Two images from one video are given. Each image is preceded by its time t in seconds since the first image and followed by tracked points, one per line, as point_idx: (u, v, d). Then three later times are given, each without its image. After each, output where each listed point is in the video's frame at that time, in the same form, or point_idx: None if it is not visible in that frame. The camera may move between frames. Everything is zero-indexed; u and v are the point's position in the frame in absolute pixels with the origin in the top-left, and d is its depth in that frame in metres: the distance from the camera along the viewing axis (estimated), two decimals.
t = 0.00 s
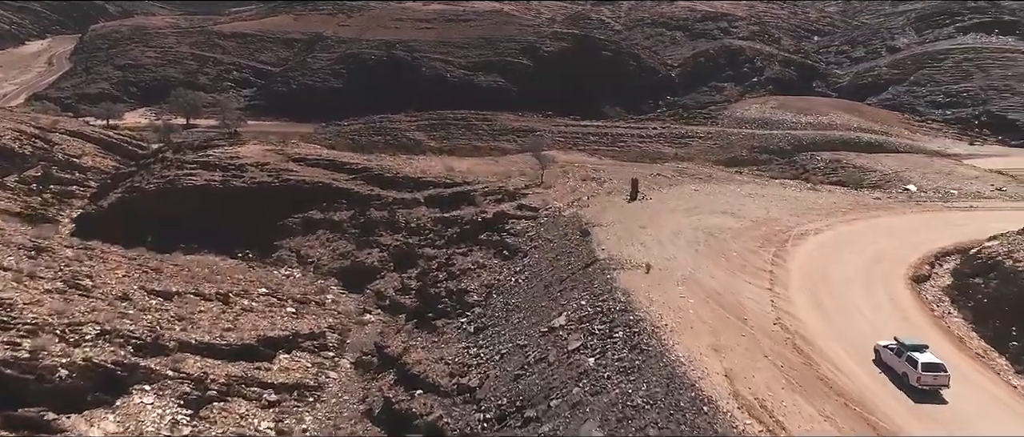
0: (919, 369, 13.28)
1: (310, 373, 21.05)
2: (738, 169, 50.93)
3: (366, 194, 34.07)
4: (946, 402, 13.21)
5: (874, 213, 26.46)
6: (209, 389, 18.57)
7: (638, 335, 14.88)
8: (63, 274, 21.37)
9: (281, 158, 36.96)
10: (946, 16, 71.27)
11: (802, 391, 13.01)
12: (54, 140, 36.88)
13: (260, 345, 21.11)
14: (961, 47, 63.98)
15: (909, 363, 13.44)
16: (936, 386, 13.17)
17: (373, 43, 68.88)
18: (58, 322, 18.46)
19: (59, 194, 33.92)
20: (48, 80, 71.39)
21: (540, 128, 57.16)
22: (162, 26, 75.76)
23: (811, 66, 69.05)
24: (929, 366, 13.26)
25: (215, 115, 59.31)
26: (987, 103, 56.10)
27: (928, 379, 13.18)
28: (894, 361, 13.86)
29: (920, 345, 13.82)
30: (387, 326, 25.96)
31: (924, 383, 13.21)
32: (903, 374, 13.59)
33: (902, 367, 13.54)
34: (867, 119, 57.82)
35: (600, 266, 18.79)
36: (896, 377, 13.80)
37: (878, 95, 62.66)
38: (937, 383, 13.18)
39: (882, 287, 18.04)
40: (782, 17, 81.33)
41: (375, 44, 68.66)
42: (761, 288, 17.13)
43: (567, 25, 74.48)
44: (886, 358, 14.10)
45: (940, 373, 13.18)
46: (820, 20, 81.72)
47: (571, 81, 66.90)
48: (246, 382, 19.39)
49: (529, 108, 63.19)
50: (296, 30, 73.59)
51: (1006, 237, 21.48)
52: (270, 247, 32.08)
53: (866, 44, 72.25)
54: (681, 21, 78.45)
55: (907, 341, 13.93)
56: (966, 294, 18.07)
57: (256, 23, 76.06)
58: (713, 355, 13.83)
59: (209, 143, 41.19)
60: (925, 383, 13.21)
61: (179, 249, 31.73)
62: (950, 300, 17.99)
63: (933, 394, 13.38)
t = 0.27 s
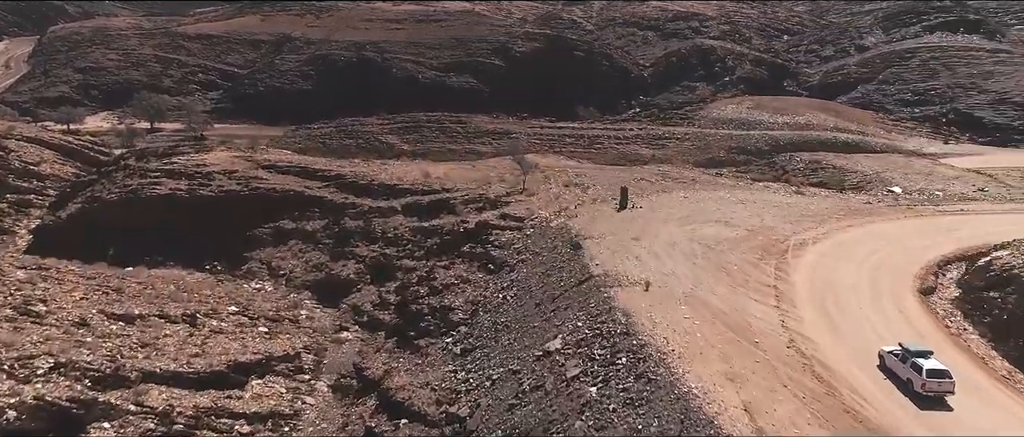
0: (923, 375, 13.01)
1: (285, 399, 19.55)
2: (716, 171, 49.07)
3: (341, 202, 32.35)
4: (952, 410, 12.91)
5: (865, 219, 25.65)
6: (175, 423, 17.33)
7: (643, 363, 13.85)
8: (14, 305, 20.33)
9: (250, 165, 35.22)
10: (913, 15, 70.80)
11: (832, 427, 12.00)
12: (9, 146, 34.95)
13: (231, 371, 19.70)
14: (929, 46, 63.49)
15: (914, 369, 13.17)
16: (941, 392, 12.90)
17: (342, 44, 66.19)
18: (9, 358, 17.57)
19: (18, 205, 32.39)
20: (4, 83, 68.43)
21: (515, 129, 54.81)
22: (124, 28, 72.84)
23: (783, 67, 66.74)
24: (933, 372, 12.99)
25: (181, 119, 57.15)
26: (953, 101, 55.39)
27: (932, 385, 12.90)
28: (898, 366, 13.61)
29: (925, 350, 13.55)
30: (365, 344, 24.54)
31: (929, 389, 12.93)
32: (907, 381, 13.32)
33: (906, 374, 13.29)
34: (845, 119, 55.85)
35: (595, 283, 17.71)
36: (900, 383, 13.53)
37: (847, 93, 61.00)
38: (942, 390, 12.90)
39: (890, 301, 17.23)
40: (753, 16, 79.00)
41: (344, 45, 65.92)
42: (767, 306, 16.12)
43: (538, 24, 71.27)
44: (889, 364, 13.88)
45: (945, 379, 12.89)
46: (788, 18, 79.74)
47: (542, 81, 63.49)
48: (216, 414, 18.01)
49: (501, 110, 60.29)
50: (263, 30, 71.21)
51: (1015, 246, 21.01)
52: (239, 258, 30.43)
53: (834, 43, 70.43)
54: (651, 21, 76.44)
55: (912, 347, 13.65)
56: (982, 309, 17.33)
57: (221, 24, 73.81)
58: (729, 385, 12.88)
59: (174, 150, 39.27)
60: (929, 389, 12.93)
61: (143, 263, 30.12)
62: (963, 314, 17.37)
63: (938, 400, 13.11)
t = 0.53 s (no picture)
0: (915, 377, 12.84)
1: (247, 430, 18.08)
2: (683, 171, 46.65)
3: (302, 210, 30.48)
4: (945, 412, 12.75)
5: (849, 223, 24.97)
6: None
7: (643, 392, 12.83)
8: None
9: (204, 173, 33.14)
10: (866, 13, 68.16)
11: None
12: None
13: (188, 404, 18.36)
14: (884, 43, 61.44)
15: (906, 371, 13.01)
16: (934, 394, 12.73)
17: (300, 44, 62.34)
18: None
19: None
20: None
21: (479, 131, 52.02)
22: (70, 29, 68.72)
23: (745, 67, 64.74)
24: (925, 373, 12.82)
25: (132, 123, 54.32)
26: (907, 97, 54.00)
27: (925, 387, 12.73)
28: (890, 368, 13.43)
29: (918, 352, 13.37)
30: (332, 366, 23.06)
31: (921, 391, 12.77)
32: (899, 382, 13.17)
33: (899, 375, 13.11)
34: (812, 118, 53.74)
35: (582, 302, 16.61)
36: (893, 386, 13.34)
37: (805, 90, 58.96)
38: (935, 391, 12.73)
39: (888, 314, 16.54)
40: (711, 14, 74.96)
41: (302, 45, 62.06)
42: (765, 322, 15.24)
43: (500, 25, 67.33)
44: (881, 365, 13.72)
45: (937, 381, 12.72)
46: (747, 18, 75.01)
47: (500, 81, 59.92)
48: None
49: (463, 111, 56.82)
50: (218, 31, 67.17)
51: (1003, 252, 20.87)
52: (194, 274, 28.64)
53: (791, 41, 68.01)
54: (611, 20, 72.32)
55: (903, 349, 13.50)
56: (986, 321, 17.04)
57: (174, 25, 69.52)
58: (740, 417, 11.96)
59: (124, 157, 36.93)
60: (921, 391, 12.78)
61: (91, 280, 28.33)
62: (965, 326, 16.94)
63: (929, 402, 12.98)
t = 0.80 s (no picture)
0: (908, 376, 12.62)
1: None
2: (647, 169, 43.74)
3: (258, 218, 28.43)
4: (939, 411, 12.51)
5: (831, 224, 24.24)
6: None
7: (647, 426, 11.78)
8: None
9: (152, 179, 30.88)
10: (818, 8, 66.23)
11: None
12: None
13: None
14: (833, 37, 59.31)
15: (899, 370, 12.80)
16: (927, 393, 12.48)
17: (249, 42, 58.94)
18: None
19: None
20: None
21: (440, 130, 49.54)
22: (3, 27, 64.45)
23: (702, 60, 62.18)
24: (918, 372, 12.59)
25: (75, 125, 51.31)
26: (860, 90, 52.35)
27: (918, 386, 12.48)
28: (883, 368, 13.23)
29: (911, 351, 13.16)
30: (296, 389, 21.49)
31: (914, 390, 12.53)
32: (892, 381, 13.00)
33: (892, 375, 12.91)
34: (773, 112, 51.66)
35: (569, 321, 15.44)
36: (888, 386, 13.14)
37: (760, 85, 56.98)
38: (927, 390, 12.47)
39: (890, 327, 15.88)
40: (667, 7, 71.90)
41: (251, 43, 58.71)
42: (767, 340, 14.39)
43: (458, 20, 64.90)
44: (875, 365, 13.56)
45: (930, 380, 12.48)
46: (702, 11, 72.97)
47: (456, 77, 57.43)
48: None
49: (423, 109, 54.64)
50: (164, 28, 62.57)
51: (991, 254, 20.45)
52: (140, 290, 26.70)
53: (745, 34, 65.79)
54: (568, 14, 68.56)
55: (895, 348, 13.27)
56: (993, 332, 16.03)
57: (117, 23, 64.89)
58: None
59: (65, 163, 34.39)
60: (914, 390, 12.52)
61: (31, 299, 26.39)
62: (970, 337, 16.10)
63: (923, 401, 12.75)
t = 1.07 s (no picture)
0: (893, 374, 12.81)
1: None
2: (610, 167, 42.58)
3: (207, 228, 26.46)
4: (923, 408, 12.71)
5: (809, 225, 23.63)
6: None
7: None
8: None
9: (91, 188, 28.73)
10: None
11: None
12: None
13: None
14: (784, 31, 57.83)
15: (884, 368, 12.99)
16: (911, 390, 12.72)
17: (193, 41, 54.67)
18: None
19: None
20: None
21: (397, 129, 47.36)
22: None
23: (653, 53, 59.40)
24: (903, 370, 12.79)
25: (6, 128, 48.09)
26: (810, 83, 51.67)
27: (903, 384, 12.70)
28: (868, 365, 13.43)
29: (896, 348, 13.35)
30: (255, 415, 20.11)
31: (899, 387, 12.75)
32: (877, 379, 13.18)
33: (877, 373, 13.10)
34: (731, 108, 50.06)
35: (553, 342, 14.44)
36: (872, 382, 13.32)
37: (714, 79, 55.03)
38: (912, 387, 12.73)
39: (884, 332, 15.45)
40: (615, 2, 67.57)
41: (195, 42, 54.56)
42: (764, 357, 13.81)
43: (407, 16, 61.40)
44: (862, 363, 13.66)
45: (915, 377, 12.71)
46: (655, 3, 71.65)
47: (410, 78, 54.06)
48: None
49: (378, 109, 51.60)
50: (103, 28, 57.92)
51: (967, 253, 20.26)
52: (84, 306, 24.84)
53: (697, 29, 62.44)
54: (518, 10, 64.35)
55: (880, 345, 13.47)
56: (995, 342, 16.31)
57: (50, 21, 60.99)
58: None
59: None
60: (899, 388, 12.74)
61: None
62: (970, 345, 16.23)
63: (908, 398, 12.93)
